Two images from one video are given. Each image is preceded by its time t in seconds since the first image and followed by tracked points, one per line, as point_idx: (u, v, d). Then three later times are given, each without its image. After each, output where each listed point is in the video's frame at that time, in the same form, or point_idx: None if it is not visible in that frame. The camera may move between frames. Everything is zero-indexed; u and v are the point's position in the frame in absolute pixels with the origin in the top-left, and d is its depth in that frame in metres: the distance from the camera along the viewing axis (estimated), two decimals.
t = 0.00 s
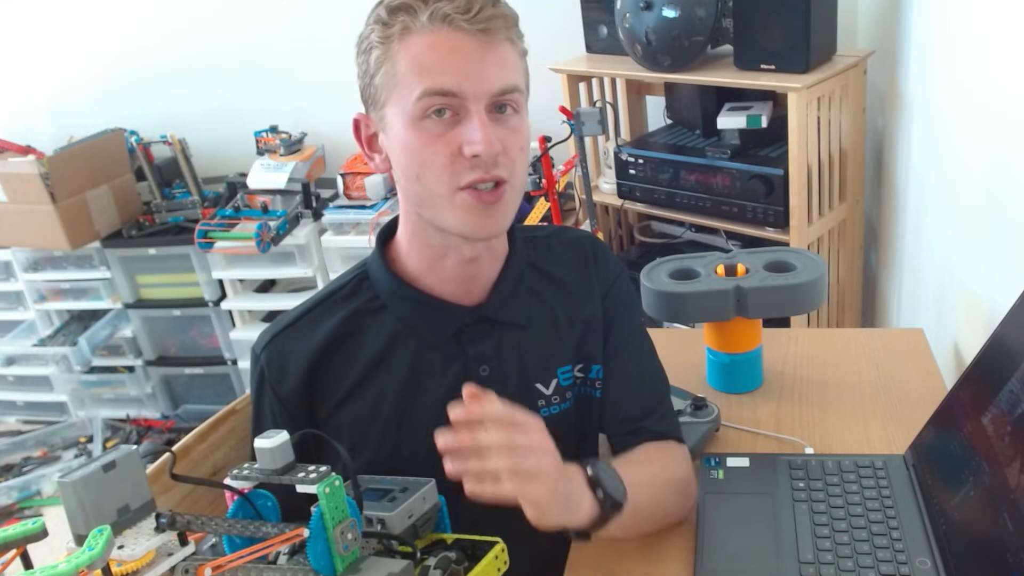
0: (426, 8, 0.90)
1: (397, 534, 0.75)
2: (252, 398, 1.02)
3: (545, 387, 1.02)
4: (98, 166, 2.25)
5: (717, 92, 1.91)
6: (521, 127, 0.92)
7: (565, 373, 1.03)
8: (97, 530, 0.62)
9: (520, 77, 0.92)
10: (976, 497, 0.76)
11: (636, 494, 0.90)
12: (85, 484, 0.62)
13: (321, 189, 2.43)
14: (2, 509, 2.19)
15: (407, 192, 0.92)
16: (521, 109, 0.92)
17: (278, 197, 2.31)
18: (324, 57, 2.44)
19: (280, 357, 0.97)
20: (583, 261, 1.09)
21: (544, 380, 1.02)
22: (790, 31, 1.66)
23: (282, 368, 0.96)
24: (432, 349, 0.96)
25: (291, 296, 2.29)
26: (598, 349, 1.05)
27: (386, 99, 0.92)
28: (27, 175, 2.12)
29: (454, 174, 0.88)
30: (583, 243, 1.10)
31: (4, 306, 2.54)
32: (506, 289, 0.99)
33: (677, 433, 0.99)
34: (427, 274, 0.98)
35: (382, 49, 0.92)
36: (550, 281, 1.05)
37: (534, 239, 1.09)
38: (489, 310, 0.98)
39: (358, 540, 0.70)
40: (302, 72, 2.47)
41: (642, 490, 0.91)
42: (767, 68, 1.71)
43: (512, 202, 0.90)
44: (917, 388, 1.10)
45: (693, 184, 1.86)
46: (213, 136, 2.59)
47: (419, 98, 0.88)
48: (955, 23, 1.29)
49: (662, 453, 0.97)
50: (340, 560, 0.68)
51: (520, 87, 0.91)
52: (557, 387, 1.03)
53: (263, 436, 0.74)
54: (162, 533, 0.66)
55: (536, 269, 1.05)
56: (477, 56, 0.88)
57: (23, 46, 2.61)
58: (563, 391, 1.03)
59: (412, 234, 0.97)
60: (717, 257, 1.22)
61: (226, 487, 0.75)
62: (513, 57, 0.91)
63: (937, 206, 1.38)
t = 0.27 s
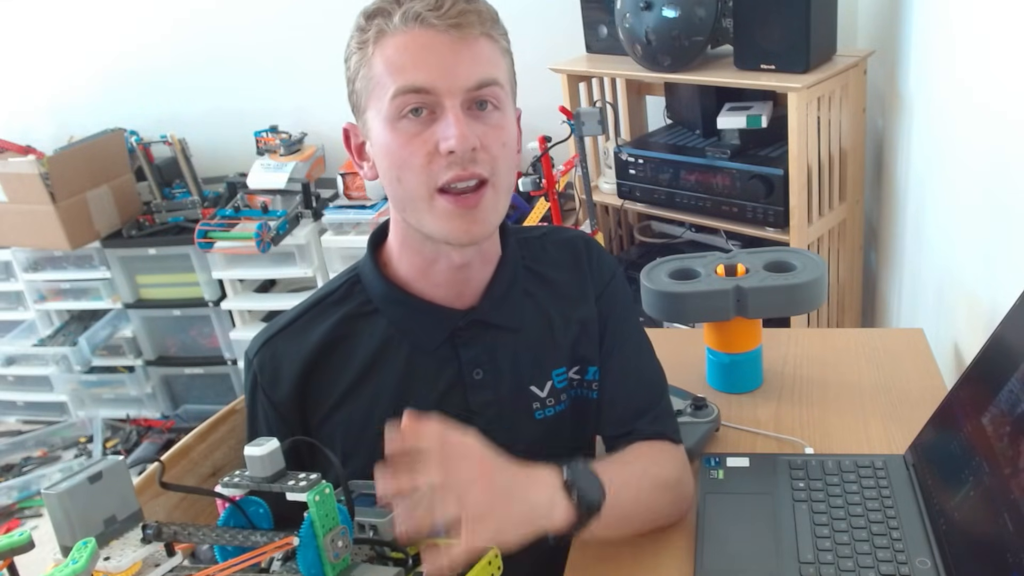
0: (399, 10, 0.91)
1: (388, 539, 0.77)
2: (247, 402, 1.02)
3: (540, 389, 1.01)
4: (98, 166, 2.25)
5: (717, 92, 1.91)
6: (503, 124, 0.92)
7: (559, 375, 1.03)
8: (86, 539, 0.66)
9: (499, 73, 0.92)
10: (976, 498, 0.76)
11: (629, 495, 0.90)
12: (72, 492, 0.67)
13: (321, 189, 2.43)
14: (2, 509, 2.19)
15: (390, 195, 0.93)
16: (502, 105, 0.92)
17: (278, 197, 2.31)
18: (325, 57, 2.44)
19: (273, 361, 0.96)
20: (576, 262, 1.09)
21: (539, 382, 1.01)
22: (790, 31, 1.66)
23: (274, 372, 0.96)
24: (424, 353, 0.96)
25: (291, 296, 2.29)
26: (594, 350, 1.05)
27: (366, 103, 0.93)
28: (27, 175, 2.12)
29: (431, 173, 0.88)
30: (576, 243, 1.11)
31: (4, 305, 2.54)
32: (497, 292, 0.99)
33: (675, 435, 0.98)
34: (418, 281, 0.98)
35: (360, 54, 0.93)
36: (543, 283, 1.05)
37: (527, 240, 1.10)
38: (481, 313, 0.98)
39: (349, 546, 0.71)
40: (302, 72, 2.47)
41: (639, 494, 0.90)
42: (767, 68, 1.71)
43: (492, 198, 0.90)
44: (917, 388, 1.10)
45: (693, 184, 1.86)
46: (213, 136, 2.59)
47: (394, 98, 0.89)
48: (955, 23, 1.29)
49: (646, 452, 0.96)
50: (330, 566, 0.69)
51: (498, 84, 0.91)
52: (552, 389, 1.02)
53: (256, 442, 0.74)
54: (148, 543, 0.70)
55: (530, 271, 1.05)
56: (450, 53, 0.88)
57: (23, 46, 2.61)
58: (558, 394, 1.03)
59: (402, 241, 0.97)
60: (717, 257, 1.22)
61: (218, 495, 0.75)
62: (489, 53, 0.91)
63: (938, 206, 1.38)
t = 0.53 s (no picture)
0: (398, 12, 0.91)
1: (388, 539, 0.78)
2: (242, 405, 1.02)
3: (536, 395, 1.01)
4: (98, 166, 2.25)
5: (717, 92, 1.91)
6: (499, 130, 0.92)
7: (555, 380, 1.02)
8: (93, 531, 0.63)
9: (497, 79, 0.92)
10: (976, 497, 0.76)
11: (617, 516, 0.89)
12: (76, 488, 0.63)
13: (321, 189, 2.43)
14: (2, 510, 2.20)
15: (385, 200, 0.93)
16: (499, 112, 0.92)
17: (278, 197, 2.31)
18: (324, 57, 2.44)
19: (267, 366, 0.96)
20: (573, 264, 1.08)
21: (535, 388, 1.01)
22: (789, 31, 1.66)
23: (268, 377, 0.96)
24: (419, 359, 0.96)
25: (291, 296, 2.29)
26: (590, 353, 1.05)
27: (362, 105, 0.93)
28: (26, 175, 2.12)
29: (427, 179, 0.88)
30: (573, 244, 1.10)
31: (3, 306, 2.54)
32: (494, 297, 0.99)
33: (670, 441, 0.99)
34: (412, 286, 0.98)
35: (357, 55, 0.93)
36: (539, 286, 1.05)
37: (523, 241, 1.10)
38: (476, 318, 0.98)
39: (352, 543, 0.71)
40: (302, 72, 2.47)
41: (627, 516, 0.89)
42: (767, 68, 1.71)
43: (487, 205, 0.90)
44: (917, 388, 1.10)
45: (693, 184, 1.86)
46: (213, 136, 2.59)
47: (391, 103, 0.89)
48: (955, 23, 1.29)
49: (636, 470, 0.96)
50: (334, 562, 0.70)
51: (496, 90, 0.92)
52: (549, 394, 1.02)
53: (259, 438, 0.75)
54: (155, 535, 0.67)
55: (526, 273, 1.05)
56: (448, 58, 0.88)
57: (23, 46, 2.61)
58: (555, 399, 1.03)
59: (396, 245, 0.97)
60: (717, 257, 1.22)
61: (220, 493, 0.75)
62: (488, 58, 0.91)
63: (938, 206, 1.38)
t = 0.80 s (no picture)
0: (402, 12, 0.91)
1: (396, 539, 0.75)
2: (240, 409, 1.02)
3: (536, 397, 1.01)
4: (98, 166, 2.25)
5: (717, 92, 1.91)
6: (502, 131, 0.92)
7: (554, 384, 1.02)
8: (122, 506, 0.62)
9: (500, 80, 0.92)
10: (976, 497, 0.76)
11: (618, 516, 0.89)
12: (104, 465, 0.62)
13: (321, 190, 2.43)
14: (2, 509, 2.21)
15: (385, 201, 0.92)
16: (502, 113, 0.92)
17: (278, 197, 2.31)
18: (324, 57, 2.44)
19: (265, 368, 0.96)
20: (571, 265, 1.08)
21: (534, 391, 1.01)
22: (789, 31, 1.66)
23: (267, 381, 0.96)
24: (418, 363, 0.96)
25: (291, 296, 2.29)
26: (589, 354, 1.05)
27: (365, 104, 0.93)
28: (26, 175, 2.12)
29: (428, 179, 0.88)
30: (570, 244, 1.10)
31: (3, 306, 2.54)
32: (494, 301, 0.99)
33: (671, 441, 0.99)
34: (412, 288, 0.98)
35: (361, 54, 0.93)
36: (537, 288, 1.05)
37: (521, 242, 1.10)
38: (476, 321, 0.98)
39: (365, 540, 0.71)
40: (302, 73, 2.47)
41: (627, 516, 0.89)
42: (767, 68, 1.71)
43: (488, 206, 0.89)
44: (917, 388, 1.10)
45: (693, 184, 1.86)
46: (213, 136, 2.59)
47: (393, 102, 0.88)
48: (956, 23, 1.29)
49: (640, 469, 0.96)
50: (346, 557, 0.69)
51: (500, 92, 0.92)
52: (548, 397, 1.02)
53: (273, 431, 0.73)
54: (179, 517, 0.65)
55: (524, 275, 1.05)
56: (452, 58, 0.88)
57: (23, 46, 2.60)
58: (554, 402, 1.03)
59: (395, 247, 0.97)
60: (717, 257, 1.22)
61: (230, 485, 0.74)
62: (491, 59, 0.91)
63: (938, 206, 1.38)
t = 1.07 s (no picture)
0: (402, 14, 0.91)
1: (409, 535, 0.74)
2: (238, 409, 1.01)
3: (535, 396, 1.01)
4: (98, 166, 2.25)
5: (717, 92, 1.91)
6: (502, 134, 0.92)
7: (554, 382, 1.02)
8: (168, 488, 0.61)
9: (500, 83, 0.92)
10: (977, 497, 0.76)
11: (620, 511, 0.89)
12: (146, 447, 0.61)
13: (321, 190, 2.43)
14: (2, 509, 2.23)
15: (384, 201, 0.93)
16: (501, 116, 0.92)
17: (278, 197, 2.31)
18: (325, 57, 2.44)
19: (264, 367, 0.96)
20: (571, 264, 1.08)
21: (533, 390, 1.01)
22: (789, 31, 1.66)
23: (267, 380, 0.96)
24: (417, 362, 0.96)
25: (291, 296, 2.29)
26: (589, 354, 1.04)
27: (365, 105, 0.93)
28: (27, 175, 2.12)
29: (425, 180, 0.88)
30: (570, 244, 1.10)
31: (3, 306, 2.54)
32: (493, 299, 0.99)
33: (672, 440, 0.99)
34: (411, 287, 0.98)
35: (361, 55, 0.93)
36: (537, 287, 1.05)
37: (521, 242, 1.10)
38: (476, 320, 0.98)
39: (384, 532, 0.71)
40: (302, 73, 2.47)
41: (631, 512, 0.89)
42: (767, 68, 1.71)
43: (486, 208, 0.90)
44: (917, 388, 1.10)
45: (693, 184, 1.86)
46: (213, 136, 2.59)
47: (391, 104, 0.89)
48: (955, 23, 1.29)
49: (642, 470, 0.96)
50: (365, 547, 0.69)
51: (499, 94, 0.91)
52: (547, 395, 1.02)
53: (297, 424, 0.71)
54: (218, 501, 0.64)
55: (524, 275, 1.05)
56: (450, 61, 0.88)
57: (23, 46, 2.60)
58: (553, 400, 1.03)
59: (394, 246, 0.97)
60: (717, 257, 1.22)
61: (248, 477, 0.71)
62: (491, 61, 0.91)
63: (937, 206, 1.38)
